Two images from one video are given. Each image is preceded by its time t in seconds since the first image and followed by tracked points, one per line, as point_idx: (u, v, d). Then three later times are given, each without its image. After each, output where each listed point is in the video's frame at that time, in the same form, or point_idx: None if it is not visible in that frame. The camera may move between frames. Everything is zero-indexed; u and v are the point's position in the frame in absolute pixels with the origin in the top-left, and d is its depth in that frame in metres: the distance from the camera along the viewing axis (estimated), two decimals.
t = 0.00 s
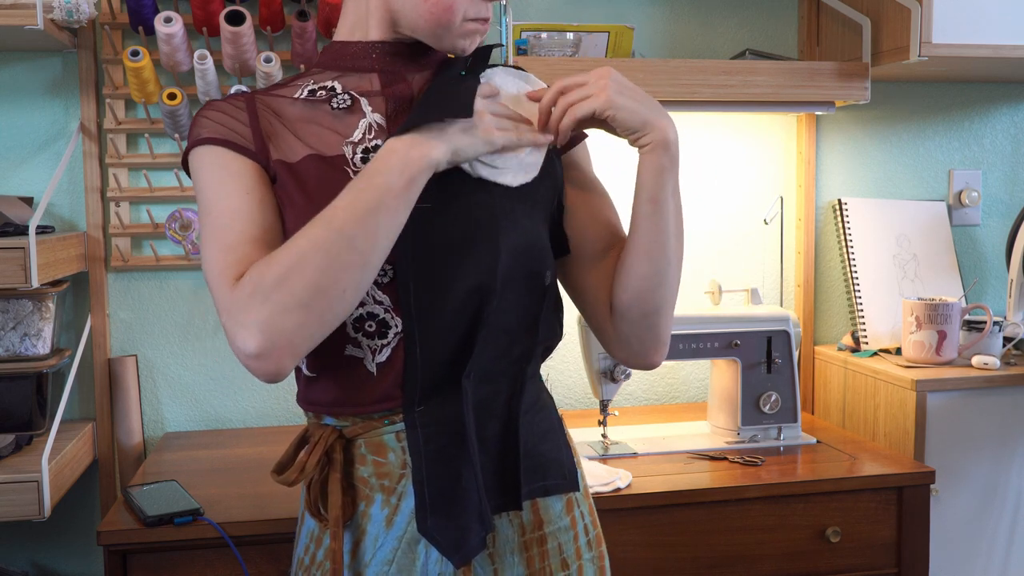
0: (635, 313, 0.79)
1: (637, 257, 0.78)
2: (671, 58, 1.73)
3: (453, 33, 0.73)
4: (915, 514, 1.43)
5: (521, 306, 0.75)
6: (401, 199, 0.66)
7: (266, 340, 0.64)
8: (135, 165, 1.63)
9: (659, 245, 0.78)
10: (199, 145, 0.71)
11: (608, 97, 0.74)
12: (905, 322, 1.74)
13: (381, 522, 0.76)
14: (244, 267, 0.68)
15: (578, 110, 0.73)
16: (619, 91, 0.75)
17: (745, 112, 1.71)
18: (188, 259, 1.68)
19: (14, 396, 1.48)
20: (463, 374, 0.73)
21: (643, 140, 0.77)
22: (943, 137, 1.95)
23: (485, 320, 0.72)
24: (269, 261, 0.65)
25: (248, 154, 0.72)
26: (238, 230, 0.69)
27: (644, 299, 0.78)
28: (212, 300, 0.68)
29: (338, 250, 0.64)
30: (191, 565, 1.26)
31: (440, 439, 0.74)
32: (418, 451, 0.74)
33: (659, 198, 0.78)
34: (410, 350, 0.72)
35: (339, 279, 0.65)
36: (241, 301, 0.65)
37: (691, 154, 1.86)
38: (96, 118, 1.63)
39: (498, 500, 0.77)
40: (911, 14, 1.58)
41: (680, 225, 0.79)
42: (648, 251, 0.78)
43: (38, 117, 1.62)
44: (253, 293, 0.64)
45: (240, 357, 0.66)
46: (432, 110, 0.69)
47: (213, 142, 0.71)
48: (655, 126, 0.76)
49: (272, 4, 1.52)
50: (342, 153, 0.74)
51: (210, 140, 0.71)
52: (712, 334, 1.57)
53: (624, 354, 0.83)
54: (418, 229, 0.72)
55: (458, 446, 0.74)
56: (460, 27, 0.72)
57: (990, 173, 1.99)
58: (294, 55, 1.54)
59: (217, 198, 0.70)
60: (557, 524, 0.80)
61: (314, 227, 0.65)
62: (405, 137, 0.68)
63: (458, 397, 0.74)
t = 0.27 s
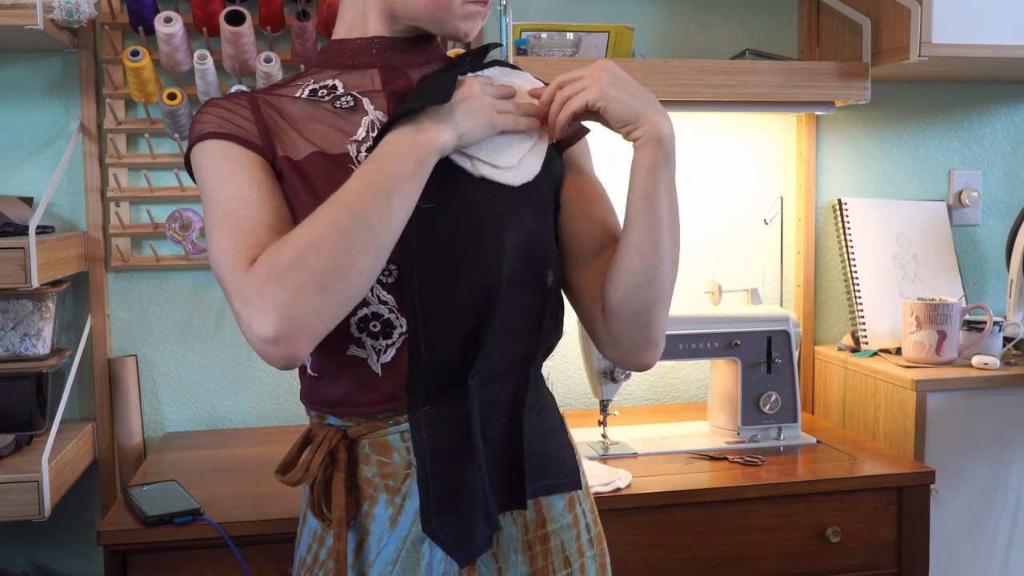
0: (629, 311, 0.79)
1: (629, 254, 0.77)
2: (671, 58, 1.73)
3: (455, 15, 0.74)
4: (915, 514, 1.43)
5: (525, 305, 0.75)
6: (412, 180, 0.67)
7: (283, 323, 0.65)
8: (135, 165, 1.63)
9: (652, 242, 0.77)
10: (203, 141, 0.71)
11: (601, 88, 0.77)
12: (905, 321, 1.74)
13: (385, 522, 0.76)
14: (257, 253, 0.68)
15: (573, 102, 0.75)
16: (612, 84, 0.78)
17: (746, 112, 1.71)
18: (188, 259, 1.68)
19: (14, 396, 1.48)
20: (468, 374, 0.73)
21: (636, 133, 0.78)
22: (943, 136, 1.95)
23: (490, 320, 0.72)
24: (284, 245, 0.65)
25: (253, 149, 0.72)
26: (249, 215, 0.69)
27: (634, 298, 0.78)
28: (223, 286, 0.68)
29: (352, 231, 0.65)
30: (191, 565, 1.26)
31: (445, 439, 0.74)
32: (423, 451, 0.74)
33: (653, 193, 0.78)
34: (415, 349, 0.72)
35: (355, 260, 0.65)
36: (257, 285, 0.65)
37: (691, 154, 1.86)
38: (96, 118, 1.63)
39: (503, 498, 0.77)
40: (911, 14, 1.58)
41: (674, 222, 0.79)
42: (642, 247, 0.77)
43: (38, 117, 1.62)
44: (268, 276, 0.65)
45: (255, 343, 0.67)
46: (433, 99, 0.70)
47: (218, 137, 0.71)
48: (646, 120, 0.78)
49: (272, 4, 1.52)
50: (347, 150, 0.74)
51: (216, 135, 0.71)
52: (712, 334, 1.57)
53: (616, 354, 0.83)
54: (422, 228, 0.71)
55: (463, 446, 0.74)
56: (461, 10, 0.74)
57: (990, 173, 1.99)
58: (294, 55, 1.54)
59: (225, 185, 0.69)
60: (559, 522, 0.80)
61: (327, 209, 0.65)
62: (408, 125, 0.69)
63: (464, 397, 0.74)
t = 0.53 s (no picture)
0: (624, 312, 0.79)
1: (624, 255, 0.78)
2: (671, 58, 1.73)
3: (461, 23, 0.74)
4: (915, 514, 1.43)
5: (527, 306, 0.75)
6: (394, 180, 0.67)
7: (278, 341, 0.65)
8: (135, 165, 1.63)
9: (646, 243, 0.78)
10: (200, 149, 0.71)
11: (596, 91, 0.76)
12: (905, 322, 1.74)
13: (388, 522, 0.76)
14: (251, 268, 0.68)
15: (567, 104, 0.75)
16: (608, 88, 0.77)
17: (745, 112, 1.71)
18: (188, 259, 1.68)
19: (14, 396, 1.48)
20: (470, 374, 0.73)
21: (630, 135, 0.78)
22: (943, 137, 1.95)
23: (491, 319, 0.73)
24: (274, 261, 0.65)
25: (252, 156, 0.72)
26: (243, 230, 0.69)
27: (626, 300, 0.79)
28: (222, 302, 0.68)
29: (338, 242, 0.65)
30: (191, 565, 1.26)
31: (448, 438, 0.74)
32: (426, 450, 0.74)
33: (647, 193, 0.78)
34: (418, 349, 0.72)
35: (342, 272, 0.66)
36: (250, 306, 0.65)
37: (691, 154, 1.86)
38: (96, 118, 1.63)
39: (507, 497, 0.77)
40: (911, 14, 1.58)
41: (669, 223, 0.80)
42: (636, 248, 0.78)
43: (38, 117, 1.62)
44: (261, 295, 0.65)
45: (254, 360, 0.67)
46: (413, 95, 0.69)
47: (216, 143, 0.71)
48: (640, 122, 0.78)
49: (272, 4, 1.52)
50: (346, 152, 0.74)
51: (213, 142, 0.71)
52: (712, 334, 1.57)
53: (613, 353, 0.83)
54: (424, 228, 0.71)
55: (466, 445, 0.74)
56: (468, 17, 0.74)
57: (990, 173, 1.99)
58: (294, 55, 1.54)
59: (221, 199, 0.70)
60: (562, 522, 0.80)
61: (313, 221, 0.65)
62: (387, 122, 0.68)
63: (466, 396, 0.73)
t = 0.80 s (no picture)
0: (620, 311, 0.79)
1: (619, 253, 0.78)
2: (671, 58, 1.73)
3: (460, 26, 0.74)
4: (915, 514, 1.43)
5: (527, 305, 0.75)
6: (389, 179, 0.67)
7: (278, 339, 0.65)
8: (135, 165, 1.64)
9: (641, 241, 0.77)
10: (203, 149, 0.71)
11: (588, 83, 0.77)
12: (905, 322, 1.74)
13: (388, 521, 0.76)
14: (250, 267, 0.68)
15: (561, 98, 0.74)
16: (600, 82, 0.78)
17: (745, 112, 1.71)
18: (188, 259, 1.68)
19: (14, 396, 1.48)
20: (470, 372, 0.73)
21: (620, 131, 0.78)
22: (943, 136, 1.95)
23: (491, 318, 0.72)
24: (273, 260, 0.65)
25: (254, 156, 0.72)
26: (244, 230, 0.69)
27: (620, 298, 0.79)
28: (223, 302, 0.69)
29: (335, 240, 0.65)
30: (190, 565, 1.26)
31: (447, 437, 0.74)
32: (425, 449, 0.73)
33: (640, 190, 0.78)
34: (417, 347, 0.72)
35: (343, 269, 0.66)
36: (250, 304, 0.65)
37: (691, 155, 1.86)
38: (96, 118, 1.63)
39: (506, 496, 0.77)
40: (911, 14, 1.58)
41: (664, 220, 0.79)
42: (631, 247, 0.77)
43: (38, 117, 1.62)
44: (261, 294, 0.65)
45: (255, 360, 0.67)
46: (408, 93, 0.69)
47: (218, 142, 0.71)
48: (630, 118, 0.78)
49: (272, 4, 1.52)
50: (347, 152, 0.74)
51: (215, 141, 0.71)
52: (712, 334, 1.57)
53: (610, 352, 0.84)
54: (423, 227, 0.71)
55: (465, 444, 0.74)
56: (466, 21, 0.74)
57: (990, 173, 1.99)
58: (294, 55, 1.54)
59: (223, 199, 0.70)
60: (561, 521, 0.80)
61: (312, 221, 0.66)
62: (382, 123, 0.68)
63: (466, 395, 0.73)
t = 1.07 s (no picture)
0: (618, 312, 0.79)
1: (618, 256, 0.78)
2: (671, 58, 1.73)
3: (447, 32, 0.74)
4: (915, 514, 1.43)
5: (527, 304, 0.75)
6: (382, 182, 0.67)
7: (278, 345, 0.66)
8: (135, 165, 1.64)
9: (640, 243, 0.77)
10: (203, 152, 0.71)
11: (590, 83, 0.76)
12: (905, 322, 1.74)
13: (388, 520, 0.76)
14: (249, 272, 0.68)
15: (561, 92, 0.75)
16: (602, 83, 0.77)
17: (745, 112, 1.71)
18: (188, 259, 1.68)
19: (14, 396, 1.48)
20: (470, 372, 0.73)
21: (622, 132, 0.78)
22: (943, 137, 1.95)
23: (491, 318, 0.73)
24: (271, 264, 0.66)
25: (254, 157, 0.72)
26: (243, 234, 0.69)
27: (618, 300, 0.79)
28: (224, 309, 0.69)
29: (331, 244, 0.65)
30: (190, 565, 1.26)
31: (448, 436, 0.74)
32: (426, 448, 0.73)
33: (640, 193, 0.78)
34: (418, 347, 0.72)
35: (340, 273, 0.66)
36: (249, 310, 0.66)
37: (691, 155, 1.86)
38: (96, 118, 1.63)
39: (507, 496, 0.77)
40: (911, 14, 1.58)
41: (664, 222, 0.79)
42: (630, 249, 0.77)
43: (38, 117, 1.62)
44: (260, 300, 0.65)
45: (256, 367, 0.68)
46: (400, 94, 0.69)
47: (217, 145, 0.71)
48: (632, 119, 0.78)
49: (272, 4, 1.52)
50: (346, 152, 0.74)
51: (214, 144, 0.71)
52: (712, 334, 1.57)
53: (608, 354, 0.84)
54: (423, 226, 0.71)
55: (465, 444, 0.74)
56: (453, 27, 0.73)
57: (990, 173, 1.99)
58: (294, 55, 1.54)
59: (223, 202, 0.70)
60: (561, 520, 0.80)
61: (308, 225, 0.66)
62: (372, 127, 0.68)
63: (466, 394, 0.73)
